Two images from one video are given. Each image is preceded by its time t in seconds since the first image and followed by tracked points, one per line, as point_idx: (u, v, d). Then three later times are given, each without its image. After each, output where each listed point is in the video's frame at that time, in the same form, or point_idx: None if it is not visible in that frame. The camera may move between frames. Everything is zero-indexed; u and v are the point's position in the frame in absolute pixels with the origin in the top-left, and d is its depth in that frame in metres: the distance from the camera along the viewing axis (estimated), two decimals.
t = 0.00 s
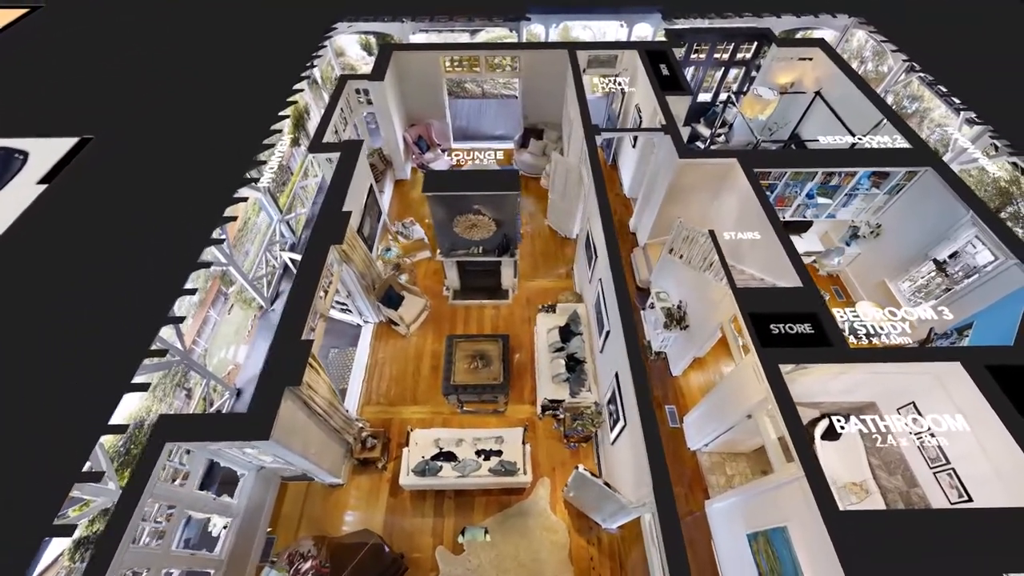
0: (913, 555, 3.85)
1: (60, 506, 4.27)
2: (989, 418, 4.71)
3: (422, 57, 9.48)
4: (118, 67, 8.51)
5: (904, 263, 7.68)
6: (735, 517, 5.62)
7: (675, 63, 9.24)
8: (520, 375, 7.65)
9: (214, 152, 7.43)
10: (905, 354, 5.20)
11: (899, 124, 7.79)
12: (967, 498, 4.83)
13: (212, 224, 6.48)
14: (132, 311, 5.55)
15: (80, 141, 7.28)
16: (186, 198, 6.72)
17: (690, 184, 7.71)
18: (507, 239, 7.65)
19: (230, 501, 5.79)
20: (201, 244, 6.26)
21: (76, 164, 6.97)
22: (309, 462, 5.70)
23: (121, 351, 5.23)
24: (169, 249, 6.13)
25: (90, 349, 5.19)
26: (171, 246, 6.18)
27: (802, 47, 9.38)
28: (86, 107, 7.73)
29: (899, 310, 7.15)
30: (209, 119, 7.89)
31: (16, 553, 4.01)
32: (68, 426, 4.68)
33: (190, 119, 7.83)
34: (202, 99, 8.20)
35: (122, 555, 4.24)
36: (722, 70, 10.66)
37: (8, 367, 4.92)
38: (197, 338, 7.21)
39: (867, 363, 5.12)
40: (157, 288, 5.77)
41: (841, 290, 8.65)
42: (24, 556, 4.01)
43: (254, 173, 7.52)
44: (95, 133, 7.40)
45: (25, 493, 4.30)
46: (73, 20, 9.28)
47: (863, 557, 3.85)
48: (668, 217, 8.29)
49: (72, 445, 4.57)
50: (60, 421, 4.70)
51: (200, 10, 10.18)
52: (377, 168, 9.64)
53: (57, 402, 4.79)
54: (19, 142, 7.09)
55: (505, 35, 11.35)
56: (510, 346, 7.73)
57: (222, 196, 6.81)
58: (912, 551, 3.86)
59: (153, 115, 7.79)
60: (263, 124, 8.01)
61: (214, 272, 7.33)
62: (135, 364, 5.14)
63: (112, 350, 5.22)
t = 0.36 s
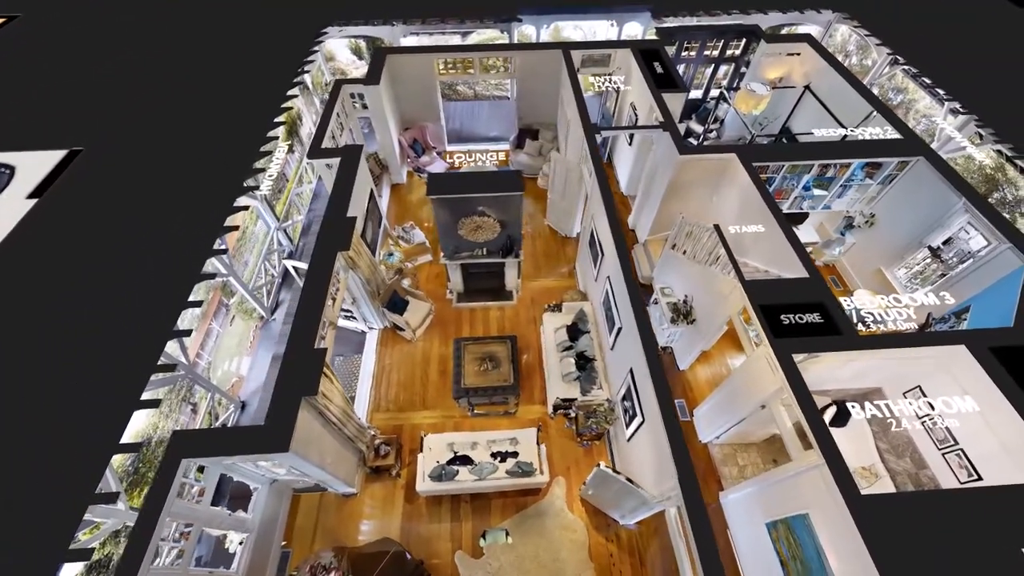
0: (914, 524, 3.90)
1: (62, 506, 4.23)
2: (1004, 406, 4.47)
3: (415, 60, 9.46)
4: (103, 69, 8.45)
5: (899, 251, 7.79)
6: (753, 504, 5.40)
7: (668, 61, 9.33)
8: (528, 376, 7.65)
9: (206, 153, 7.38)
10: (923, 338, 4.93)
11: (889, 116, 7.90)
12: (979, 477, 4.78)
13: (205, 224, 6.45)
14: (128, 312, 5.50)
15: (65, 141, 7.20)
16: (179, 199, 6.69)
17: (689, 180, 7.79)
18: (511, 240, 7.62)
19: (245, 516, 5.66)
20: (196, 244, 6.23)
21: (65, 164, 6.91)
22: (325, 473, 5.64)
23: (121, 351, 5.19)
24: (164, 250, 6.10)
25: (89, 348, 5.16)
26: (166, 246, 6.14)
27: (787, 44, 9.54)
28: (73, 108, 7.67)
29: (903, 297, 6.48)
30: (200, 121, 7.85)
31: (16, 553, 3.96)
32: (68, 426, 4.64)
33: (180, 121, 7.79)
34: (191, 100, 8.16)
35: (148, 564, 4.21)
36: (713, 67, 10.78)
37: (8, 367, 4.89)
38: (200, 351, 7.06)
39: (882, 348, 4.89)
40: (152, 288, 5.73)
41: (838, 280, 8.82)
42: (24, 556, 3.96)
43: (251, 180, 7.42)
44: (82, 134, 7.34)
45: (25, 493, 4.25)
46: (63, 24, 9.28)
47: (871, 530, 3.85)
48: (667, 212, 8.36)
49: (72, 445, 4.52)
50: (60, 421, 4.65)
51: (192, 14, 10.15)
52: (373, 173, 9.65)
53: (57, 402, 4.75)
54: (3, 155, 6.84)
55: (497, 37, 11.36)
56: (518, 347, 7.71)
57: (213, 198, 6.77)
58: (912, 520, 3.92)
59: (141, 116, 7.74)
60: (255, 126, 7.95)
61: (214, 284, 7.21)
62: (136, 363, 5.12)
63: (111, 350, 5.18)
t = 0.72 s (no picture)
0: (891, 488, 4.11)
1: (61, 506, 4.26)
2: (974, 378, 4.66)
3: (399, 63, 9.53)
4: (85, 75, 8.47)
5: (875, 237, 8.09)
6: (746, 486, 5.56)
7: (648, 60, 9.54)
8: (524, 371, 7.78)
9: (192, 157, 7.41)
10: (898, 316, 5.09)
11: (859, 108, 8.19)
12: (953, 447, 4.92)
13: (194, 226, 6.50)
14: (121, 314, 5.55)
15: (48, 146, 7.20)
16: (167, 203, 6.71)
17: (673, 174, 8.00)
18: (503, 238, 7.75)
19: (249, 521, 5.67)
20: (186, 245, 6.28)
21: (50, 169, 6.92)
22: (329, 474, 5.70)
23: (118, 352, 5.24)
24: (155, 252, 6.14)
25: (86, 348, 5.21)
26: (157, 249, 6.18)
27: (763, 40, 9.93)
28: (49, 119, 7.59)
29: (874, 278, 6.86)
30: (187, 122, 7.94)
31: (17, 553, 3.98)
32: (68, 426, 4.68)
33: (164, 125, 7.81)
34: (175, 104, 8.18)
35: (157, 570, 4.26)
36: (691, 63, 10.73)
37: (10, 367, 4.96)
38: (195, 359, 7.07)
39: (861, 328, 5.07)
40: (145, 290, 5.78)
41: (818, 267, 9.11)
42: (24, 556, 3.98)
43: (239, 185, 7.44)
44: (65, 139, 7.33)
45: (25, 493, 4.27)
46: (46, 33, 9.33)
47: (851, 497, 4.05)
48: (653, 206, 8.57)
49: (72, 445, 4.57)
50: (58, 422, 4.69)
51: (175, 21, 10.18)
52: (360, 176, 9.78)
53: (55, 403, 4.80)
54: None
55: (480, 38, 11.44)
56: (512, 343, 7.84)
57: (200, 200, 6.80)
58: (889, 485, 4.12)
59: (125, 121, 7.75)
60: (239, 130, 7.98)
61: (207, 291, 7.20)
62: (136, 363, 5.19)
63: (110, 350, 5.24)
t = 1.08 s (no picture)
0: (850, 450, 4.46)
1: (61, 506, 4.36)
2: (923, 346, 5.02)
3: (376, 68, 9.70)
4: (63, 86, 8.51)
5: (837, 222, 8.52)
6: (722, 461, 5.85)
7: (619, 59, 9.85)
8: (510, 364, 8.00)
9: (176, 163, 7.51)
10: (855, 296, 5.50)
11: (819, 101, 8.59)
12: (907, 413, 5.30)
13: (181, 231, 6.62)
14: (114, 319, 5.65)
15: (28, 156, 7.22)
16: (152, 209, 6.79)
17: (646, 168, 8.30)
18: (484, 235, 7.98)
19: (244, 519, 5.79)
20: (175, 250, 6.40)
21: (33, 178, 6.98)
22: (322, 468, 5.86)
23: (111, 356, 5.34)
24: (144, 258, 6.24)
25: (81, 351, 5.33)
26: (145, 254, 6.28)
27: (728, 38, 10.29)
28: (27, 130, 7.62)
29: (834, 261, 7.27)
30: (167, 130, 8.00)
31: (21, 552, 4.08)
32: (66, 427, 4.79)
33: (146, 132, 7.89)
34: (156, 111, 8.26)
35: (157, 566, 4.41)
36: (661, 62, 11.21)
37: (5, 373, 5.06)
38: (183, 366, 7.09)
39: (823, 306, 5.42)
40: (137, 295, 5.89)
41: (787, 254, 9.53)
42: (28, 554, 4.08)
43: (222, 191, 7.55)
44: (44, 149, 7.36)
45: (27, 493, 4.38)
46: (24, 45, 9.38)
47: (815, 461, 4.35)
48: (628, 200, 8.88)
49: (70, 446, 4.68)
50: (55, 428, 4.78)
51: (153, 29, 10.24)
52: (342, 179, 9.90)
53: (52, 408, 4.89)
54: None
55: (455, 41, 11.61)
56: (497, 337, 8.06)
57: (186, 205, 6.91)
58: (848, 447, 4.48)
59: (106, 130, 7.82)
60: (220, 136, 8.07)
61: (192, 297, 7.26)
62: (130, 366, 5.30)
63: (106, 352, 5.36)
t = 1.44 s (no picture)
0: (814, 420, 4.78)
1: (59, 509, 4.45)
2: (878, 321, 5.37)
3: (353, 74, 9.87)
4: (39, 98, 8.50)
5: (802, 211, 8.89)
6: (699, 440, 6.15)
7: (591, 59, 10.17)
8: (496, 358, 8.22)
9: (159, 170, 7.59)
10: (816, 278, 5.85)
11: (780, 96, 9.01)
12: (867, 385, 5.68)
13: (167, 237, 6.72)
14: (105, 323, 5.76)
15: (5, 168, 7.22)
16: (136, 211, 6.93)
17: (620, 164, 8.59)
18: (466, 234, 8.19)
19: (239, 518, 5.90)
20: (163, 255, 6.51)
21: (13, 189, 6.99)
22: (315, 465, 6.00)
23: (103, 362, 5.44)
24: (132, 263, 6.34)
25: (71, 358, 5.41)
26: (133, 260, 6.37)
27: (694, 37, 10.69)
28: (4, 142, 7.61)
29: (797, 247, 8.40)
30: (145, 139, 8.05)
31: (20, 555, 4.16)
32: (65, 428, 4.91)
33: (130, 136, 8.04)
34: (137, 119, 8.33)
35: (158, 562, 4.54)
36: (633, 61, 11.56)
37: None
38: (171, 372, 7.12)
39: (787, 288, 5.79)
40: (126, 301, 5.99)
41: (757, 243, 9.92)
42: (28, 556, 4.17)
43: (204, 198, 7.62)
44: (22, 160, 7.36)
45: (27, 496, 4.47)
46: None
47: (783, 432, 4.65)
48: (604, 196, 9.18)
49: (66, 451, 4.77)
50: (50, 433, 4.87)
51: (130, 38, 10.28)
52: (324, 184, 10.01)
53: (45, 415, 4.98)
54: None
55: (431, 45, 11.79)
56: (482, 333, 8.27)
57: (171, 211, 7.00)
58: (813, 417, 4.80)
59: (85, 140, 7.84)
60: (200, 143, 8.14)
61: (178, 304, 7.30)
62: (121, 371, 5.40)
63: (96, 359, 5.45)
